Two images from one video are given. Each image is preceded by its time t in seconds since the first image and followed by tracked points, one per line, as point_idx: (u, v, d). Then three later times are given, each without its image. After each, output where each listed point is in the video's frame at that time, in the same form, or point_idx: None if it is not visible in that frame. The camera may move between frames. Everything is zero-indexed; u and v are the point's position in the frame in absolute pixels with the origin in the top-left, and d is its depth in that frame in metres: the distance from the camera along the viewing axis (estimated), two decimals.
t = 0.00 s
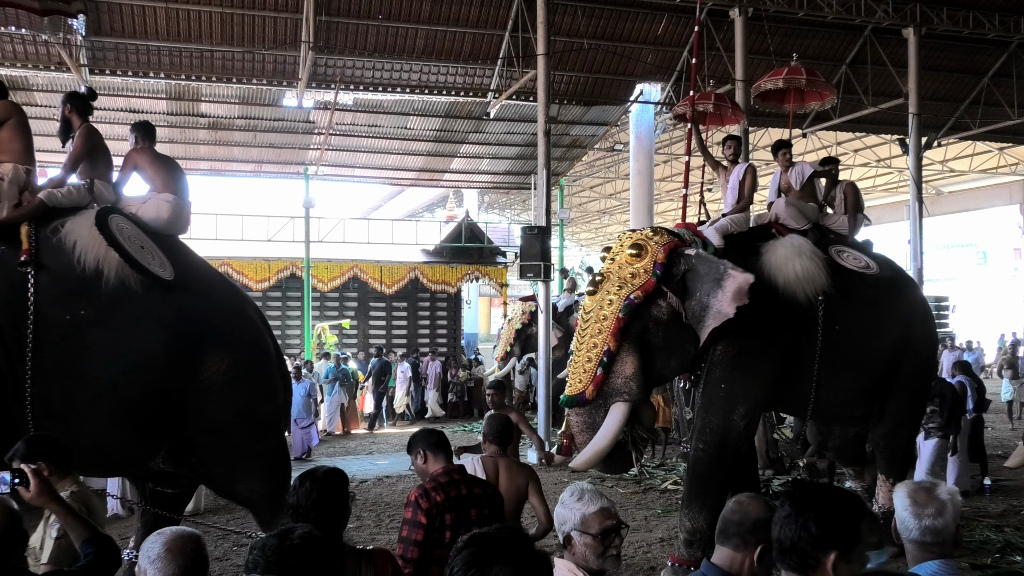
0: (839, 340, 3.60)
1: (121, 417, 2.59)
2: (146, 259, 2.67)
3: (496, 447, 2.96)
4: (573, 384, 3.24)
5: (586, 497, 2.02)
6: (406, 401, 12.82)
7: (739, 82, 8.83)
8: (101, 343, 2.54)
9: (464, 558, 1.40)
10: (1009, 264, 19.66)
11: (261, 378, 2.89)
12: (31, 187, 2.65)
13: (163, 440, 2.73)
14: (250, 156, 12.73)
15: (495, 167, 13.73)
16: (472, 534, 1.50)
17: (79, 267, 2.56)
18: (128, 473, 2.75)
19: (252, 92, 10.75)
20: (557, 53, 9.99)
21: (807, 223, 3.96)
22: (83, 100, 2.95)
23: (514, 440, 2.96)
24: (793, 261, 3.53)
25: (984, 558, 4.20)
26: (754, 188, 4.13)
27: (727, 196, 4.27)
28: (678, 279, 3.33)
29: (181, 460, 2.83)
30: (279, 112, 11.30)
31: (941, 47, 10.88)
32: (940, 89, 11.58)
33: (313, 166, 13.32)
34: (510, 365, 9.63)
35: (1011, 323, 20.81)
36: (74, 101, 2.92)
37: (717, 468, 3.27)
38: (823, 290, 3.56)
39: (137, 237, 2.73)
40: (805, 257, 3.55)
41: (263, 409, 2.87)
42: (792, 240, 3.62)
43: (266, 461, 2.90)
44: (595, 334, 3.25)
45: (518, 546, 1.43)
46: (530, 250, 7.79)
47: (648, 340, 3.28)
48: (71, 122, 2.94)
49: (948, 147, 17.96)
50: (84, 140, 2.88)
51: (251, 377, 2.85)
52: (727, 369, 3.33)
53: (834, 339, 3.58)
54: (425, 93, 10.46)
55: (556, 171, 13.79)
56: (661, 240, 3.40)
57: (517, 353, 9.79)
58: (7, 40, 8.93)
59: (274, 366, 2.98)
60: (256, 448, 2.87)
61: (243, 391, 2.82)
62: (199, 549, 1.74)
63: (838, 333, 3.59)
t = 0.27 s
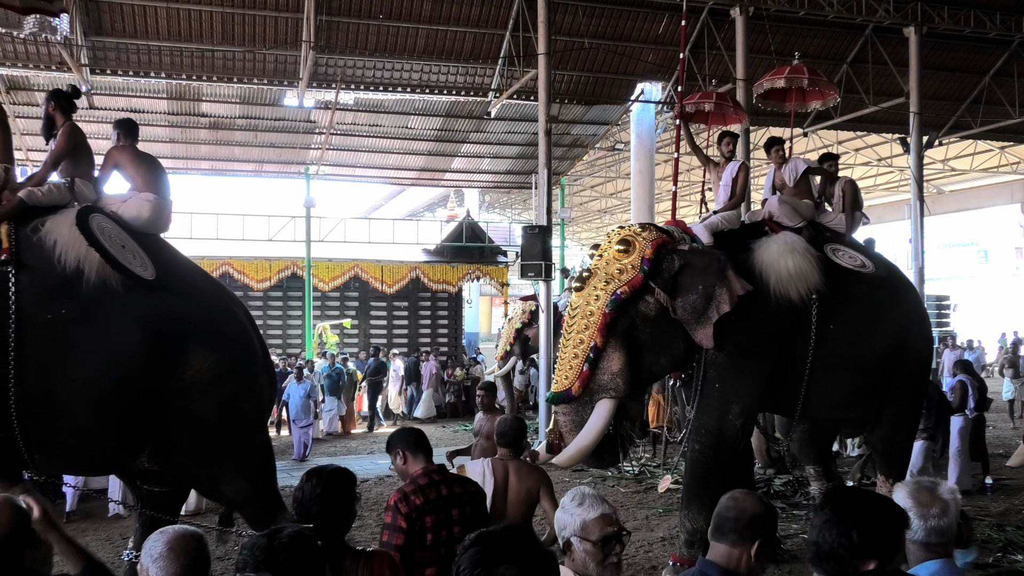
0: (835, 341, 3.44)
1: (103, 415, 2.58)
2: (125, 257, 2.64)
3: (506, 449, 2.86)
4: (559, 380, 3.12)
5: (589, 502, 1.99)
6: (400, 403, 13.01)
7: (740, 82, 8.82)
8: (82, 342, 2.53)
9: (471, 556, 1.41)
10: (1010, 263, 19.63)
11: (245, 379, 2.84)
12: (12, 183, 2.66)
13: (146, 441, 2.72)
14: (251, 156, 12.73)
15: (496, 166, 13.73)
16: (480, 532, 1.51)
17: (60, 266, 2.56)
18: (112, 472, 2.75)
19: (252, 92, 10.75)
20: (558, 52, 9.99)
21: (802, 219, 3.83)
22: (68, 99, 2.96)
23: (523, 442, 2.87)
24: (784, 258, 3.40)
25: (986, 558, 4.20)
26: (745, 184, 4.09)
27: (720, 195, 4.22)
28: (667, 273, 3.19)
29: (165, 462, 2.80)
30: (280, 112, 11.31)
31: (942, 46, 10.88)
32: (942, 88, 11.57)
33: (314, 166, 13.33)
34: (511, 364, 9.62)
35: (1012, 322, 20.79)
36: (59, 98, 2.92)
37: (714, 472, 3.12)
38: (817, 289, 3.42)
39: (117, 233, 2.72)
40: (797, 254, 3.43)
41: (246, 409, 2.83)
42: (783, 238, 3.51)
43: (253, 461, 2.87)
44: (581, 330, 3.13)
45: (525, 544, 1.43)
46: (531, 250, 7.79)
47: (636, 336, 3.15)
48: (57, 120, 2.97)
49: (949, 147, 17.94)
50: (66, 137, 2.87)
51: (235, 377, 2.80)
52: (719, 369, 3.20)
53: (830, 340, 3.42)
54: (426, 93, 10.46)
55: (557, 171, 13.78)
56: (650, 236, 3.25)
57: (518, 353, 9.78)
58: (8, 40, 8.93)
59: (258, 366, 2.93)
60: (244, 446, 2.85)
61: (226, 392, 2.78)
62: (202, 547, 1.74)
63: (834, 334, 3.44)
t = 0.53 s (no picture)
0: (829, 340, 3.42)
1: (83, 411, 2.70)
2: (106, 256, 2.76)
3: (520, 449, 2.69)
4: (545, 373, 3.05)
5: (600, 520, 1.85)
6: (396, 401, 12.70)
7: (742, 80, 8.81)
8: (64, 338, 2.65)
9: (478, 554, 1.41)
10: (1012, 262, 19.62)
11: (224, 379, 2.95)
12: None
13: (122, 438, 2.83)
14: (252, 156, 12.73)
15: (497, 165, 13.73)
16: (485, 532, 1.52)
17: (42, 265, 2.68)
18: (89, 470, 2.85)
19: (253, 92, 10.76)
20: (559, 51, 9.99)
21: (795, 218, 3.77)
22: (48, 97, 3.02)
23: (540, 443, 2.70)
24: (779, 256, 3.36)
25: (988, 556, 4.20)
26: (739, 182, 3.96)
27: (711, 190, 4.10)
28: (659, 269, 3.12)
29: (140, 460, 2.90)
30: (280, 112, 11.31)
31: (942, 44, 10.87)
32: (942, 86, 11.56)
33: (314, 166, 13.33)
34: (512, 364, 9.62)
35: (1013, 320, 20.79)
36: (36, 95, 2.98)
37: (711, 472, 3.16)
38: (811, 288, 3.39)
39: (96, 232, 2.81)
40: (791, 252, 3.39)
41: (220, 410, 2.93)
42: (776, 235, 3.46)
43: (209, 470, 2.92)
44: (570, 324, 3.07)
45: (530, 543, 1.44)
46: (532, 249, 7.78)
47: (624, 333, 3.11)
48: (35, 118, 3.02)
49: (950, 145, 17.93)
50: (46, 137, 2.94)
51: (212, 376, 2.92)
52: (713, 366, 3.19)
53: (823, 339, 3.41)
54: (426, 93, 10.46)
55: (557, 170, 13.78)
56: (642, 231, 3.19)
57: (519, 352, 9.78)
58: (8, 40, 8.94)
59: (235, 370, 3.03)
60: (208, 452, 2.91)
61: (203, 391, 2.89)
62: (205, 545, 1.74)
63: (828, 333, 3.42)
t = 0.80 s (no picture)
0: (821, 340, 3.38)
1: (57, 414, 2.58)
2: (84, 251, 2.63)
3: (529, 448, 2.68)
4: (533, 372, 3.05)
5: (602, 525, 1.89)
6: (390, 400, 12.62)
7: (743, 79, 8.81)
8: (37, 337, 2.54)
9: (483, 552, 1.41)
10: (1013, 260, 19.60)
11: (207, 381, 2.78)
12: None
13: (96, 441, 2.68)
14: (253, 155, 12.73)
15: (498, 164, 13.72)
16: (489, 530, 1.52)
17: (19, 263, 2.59)
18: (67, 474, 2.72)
19: (254, 92, 10.76)
20: (560, 51, 9.98)
21: (788, 217, 3.72)
22: (29, 97, 2.97)
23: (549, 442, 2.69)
24: (772, 253, 3.32)
25: (990, 554, 4.20)
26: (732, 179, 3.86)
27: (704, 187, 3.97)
28: (646, 266, 3.16)
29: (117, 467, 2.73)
30: (281, 111, 11.32)
31: (943, 42, 10.86)
32: (944, 84, 11.56)
33: (315, 165, 13.34)
34: (512, 363, 9.62)
35: (1015, 319, 20.78)
36: (19, 95, 2.93)
37: (709, 472, 3.10)
38: (803, 286, 3.35)
39: (77, 228, 2.71)
40: (785, 249, 3.34)
41: (195, 412, 2.73)
42: (769, 232, 3.42)
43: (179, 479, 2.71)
44: (558, 322, 3.06)
45: (534, 541, 1.43)
46: (534, 248, 7.78)
47: (613, 331, 3.10)
48: (18, 118, 2.97)
49: (952, 144, 17.92)
50: (27, 136, 2.88)
51: (191, 376, 2.72)
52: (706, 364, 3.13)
53: (816, 338, 3.36)
54: (427, 92, 10.46)
55: (558, 169, 13.77)
56: (630, 228, 3.23)
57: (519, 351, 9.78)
58: (8, 40, 8.94)
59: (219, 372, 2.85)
60: (179, 460, 2.71)
61: (181, 392, 2.70)
62: (207, 544, 1.73)
63: (820, 332, 3.38)
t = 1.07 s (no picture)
0: (812, 341, 3.33)
1: (33, 411, 2.60)
2: (66, 248, 2.64)
3: (540, 450, 2.77)
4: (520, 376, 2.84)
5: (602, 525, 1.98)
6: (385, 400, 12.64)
7: (744, 79, 8.81)
8: (16, 332, 2.57)
9: (488, 549, 1.42)
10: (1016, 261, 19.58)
11: (182, 379, 2.81)
12: None
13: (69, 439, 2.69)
14: (255, 154, 12.74)
15: (500, 164, 13.73)
16: (494, 529, 1.53)
17: None
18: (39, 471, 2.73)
19: (256, 91, 10.78)
20: (562, 50, 9.98)
21: (779, 217, 3.68)
22: (13, 93, 2.93)
23: (560, 444, 2.74)
24: (764, 254, 3.24)
25: (991, 555, 4.20)
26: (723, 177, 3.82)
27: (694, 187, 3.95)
28: (632, 269, 3.00)
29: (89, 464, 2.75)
30: (283, 111, 11.34)
31: (946, 42, 10.86)
32: (946, 84, 11.55)
33: (317, 164, 13.35)
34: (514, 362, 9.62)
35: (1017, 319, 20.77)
36: (2, 92, 2.89)
37: (708, 472, 3.08)
38: (795, 286, 3.29)
39: (57, 224, 2.71)
40: (777, 250, 3.27)
41: (166, 411, 2.76)
42: (762, 232, 3.34)
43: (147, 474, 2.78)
44: (545, 324, 2.87)
45: (538, 539, 1.44)
46: (535, 248, 7.78)
47: (601, 332, 2.92)
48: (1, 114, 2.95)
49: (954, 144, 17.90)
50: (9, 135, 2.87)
51: (167, 373, 2.75)
52: (699, 364, 3.11)
53: (807, 339, 3.32)
54: (429, 91, 10.47)
55: (560, 168, 13.77)
56: (618, 228, 3.05)
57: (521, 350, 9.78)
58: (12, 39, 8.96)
59: (194, 369, 2.87)
60: (150, 456, 2.77)
61: (155, 389, 2.72)
62: (212, 541, 1.75)
63: (810, 334, 3.33)
